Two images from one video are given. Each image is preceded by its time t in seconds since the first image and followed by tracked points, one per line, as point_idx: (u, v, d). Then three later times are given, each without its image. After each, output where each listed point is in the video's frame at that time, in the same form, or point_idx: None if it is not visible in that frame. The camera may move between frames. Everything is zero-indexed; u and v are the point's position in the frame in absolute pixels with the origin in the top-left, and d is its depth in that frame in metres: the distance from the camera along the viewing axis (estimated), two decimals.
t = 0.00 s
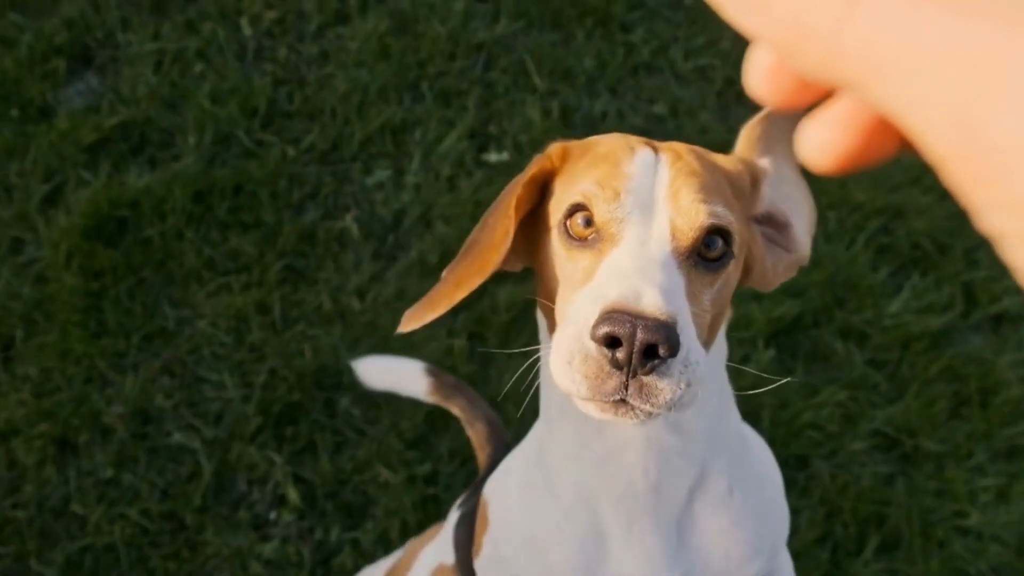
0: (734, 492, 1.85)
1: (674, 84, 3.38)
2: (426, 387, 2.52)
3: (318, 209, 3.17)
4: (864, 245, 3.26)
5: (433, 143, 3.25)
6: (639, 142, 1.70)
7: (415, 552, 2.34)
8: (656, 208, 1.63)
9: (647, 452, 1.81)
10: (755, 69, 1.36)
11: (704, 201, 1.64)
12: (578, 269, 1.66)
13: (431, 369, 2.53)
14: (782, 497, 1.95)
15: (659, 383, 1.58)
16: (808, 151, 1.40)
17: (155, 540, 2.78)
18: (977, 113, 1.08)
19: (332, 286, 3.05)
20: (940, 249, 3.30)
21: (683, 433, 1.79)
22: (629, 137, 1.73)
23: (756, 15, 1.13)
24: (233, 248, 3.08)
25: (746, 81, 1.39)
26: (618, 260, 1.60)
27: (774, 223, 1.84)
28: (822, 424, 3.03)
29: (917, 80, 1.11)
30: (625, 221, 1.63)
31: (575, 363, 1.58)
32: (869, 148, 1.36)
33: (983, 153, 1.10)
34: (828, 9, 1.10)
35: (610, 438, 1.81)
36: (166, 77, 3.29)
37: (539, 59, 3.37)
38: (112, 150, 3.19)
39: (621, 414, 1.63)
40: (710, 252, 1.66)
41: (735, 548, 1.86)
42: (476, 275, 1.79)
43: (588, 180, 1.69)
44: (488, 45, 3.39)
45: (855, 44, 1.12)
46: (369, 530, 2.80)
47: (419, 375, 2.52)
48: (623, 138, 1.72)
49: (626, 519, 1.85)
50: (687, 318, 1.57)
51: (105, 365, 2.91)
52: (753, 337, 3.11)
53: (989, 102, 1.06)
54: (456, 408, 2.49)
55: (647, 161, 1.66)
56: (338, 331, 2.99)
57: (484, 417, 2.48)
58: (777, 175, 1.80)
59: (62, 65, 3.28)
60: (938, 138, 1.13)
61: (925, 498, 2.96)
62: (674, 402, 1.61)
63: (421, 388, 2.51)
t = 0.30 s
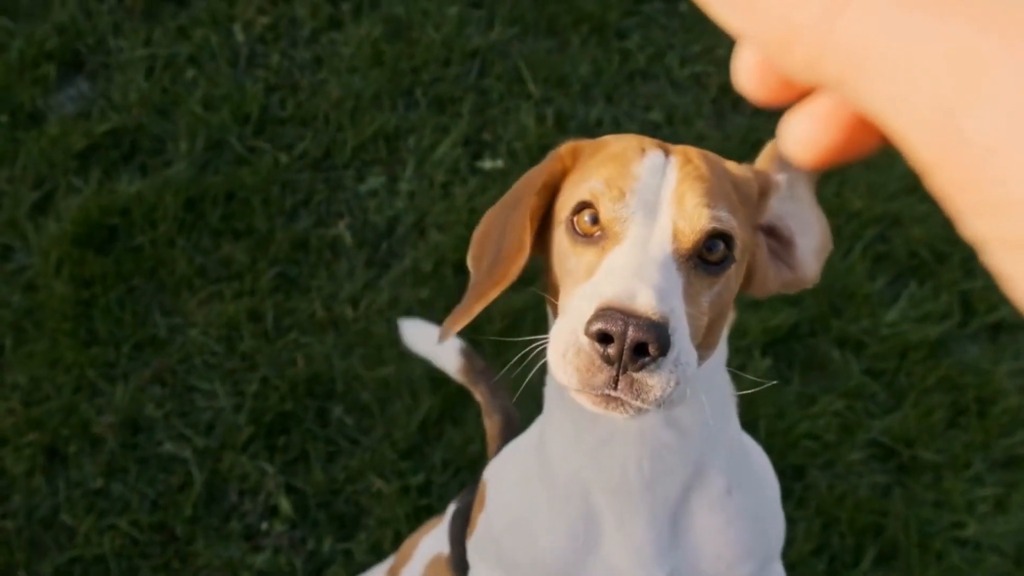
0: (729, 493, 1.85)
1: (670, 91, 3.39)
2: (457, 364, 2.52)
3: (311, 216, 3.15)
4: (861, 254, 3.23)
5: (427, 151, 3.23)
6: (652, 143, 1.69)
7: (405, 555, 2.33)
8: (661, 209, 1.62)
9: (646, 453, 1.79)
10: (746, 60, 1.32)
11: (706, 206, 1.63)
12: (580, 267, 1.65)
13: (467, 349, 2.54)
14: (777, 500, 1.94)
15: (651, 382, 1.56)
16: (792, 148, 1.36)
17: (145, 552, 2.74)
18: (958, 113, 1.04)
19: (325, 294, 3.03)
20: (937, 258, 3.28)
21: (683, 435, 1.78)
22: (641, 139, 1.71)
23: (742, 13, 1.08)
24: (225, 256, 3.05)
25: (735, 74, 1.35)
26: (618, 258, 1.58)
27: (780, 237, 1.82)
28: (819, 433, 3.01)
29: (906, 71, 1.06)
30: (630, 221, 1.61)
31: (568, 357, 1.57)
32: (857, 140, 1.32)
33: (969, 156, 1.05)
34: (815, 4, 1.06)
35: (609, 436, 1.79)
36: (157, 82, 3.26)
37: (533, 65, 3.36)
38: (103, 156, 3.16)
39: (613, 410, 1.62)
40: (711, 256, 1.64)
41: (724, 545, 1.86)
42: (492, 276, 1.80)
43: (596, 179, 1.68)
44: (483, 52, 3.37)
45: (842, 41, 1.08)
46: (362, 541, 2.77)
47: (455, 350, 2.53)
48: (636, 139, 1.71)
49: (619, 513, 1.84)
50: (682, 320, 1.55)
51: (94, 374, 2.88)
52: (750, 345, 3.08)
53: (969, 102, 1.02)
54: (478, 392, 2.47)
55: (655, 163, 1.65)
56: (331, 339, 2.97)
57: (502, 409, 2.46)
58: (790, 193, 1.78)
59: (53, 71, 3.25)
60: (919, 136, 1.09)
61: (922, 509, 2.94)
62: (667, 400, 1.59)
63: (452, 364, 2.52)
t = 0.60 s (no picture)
0: (730, 482, 1.88)
1: (670, 94, 3.37)
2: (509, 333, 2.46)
3: (309, 220, 3.13)
4: (862, 259, 3.21)
5: (426, 154, 3.22)
6: (667, 127, 1.73)
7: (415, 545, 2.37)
8: (673, 194, 1.66)
9: (650, 434, 1.83)
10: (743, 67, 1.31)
11: (719, 193, 1.67)
12: (592, 248, 1.70)
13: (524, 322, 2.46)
14: (778, 500, 1.97)
15: (655, 370, 1.60)
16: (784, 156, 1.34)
17: (142, 559, 2.72)
18: (959, 107, 1.03)
19: (323, 299, 3.01)
20: (939, 262, 3.26)
21: (688, 420, 1.81)
22: (656, 121, 1.76)
23: (740, 11, 1.07)
24: (222, 261, 3.02)
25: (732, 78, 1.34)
26: (629, 243, 1.63)
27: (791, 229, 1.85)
28: (821, 439, 2.98)
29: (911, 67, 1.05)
30: (641, 205, 1.66)
31: (575, 343, 1.62)
32: (851, 138, 1.29)
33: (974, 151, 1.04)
34: (813, 5, 1.06)
35: (615, 416, 1.82)
36: (154, 85, 3.23)
37: (532, 69, 3.35)
38: (99, 160, 3.13)
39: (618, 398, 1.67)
40: (722, 242, 1.69)
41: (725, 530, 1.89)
42: (534, 274, 1.90)
43: (611, 163, 1.73)
44: (482, 55, 3.36)
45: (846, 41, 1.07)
46: (361, 548, 2.75)
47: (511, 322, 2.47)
48: (651, 122, 1.75)
49: (619, 493, 1.87)
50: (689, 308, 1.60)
51: (91, 380, 2.85)
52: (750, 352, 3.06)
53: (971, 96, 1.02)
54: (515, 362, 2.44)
55: (668, 148, 1.69)
56: (329, 345, 2.95)
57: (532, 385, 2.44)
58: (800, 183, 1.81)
59: (49, 73, 3.22)
60: (921, 132, 1.08)
61: (925, 515, 2.93)
62: (671, 388, 1.63)
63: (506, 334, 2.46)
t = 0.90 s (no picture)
0: (738, 457, 1.87)
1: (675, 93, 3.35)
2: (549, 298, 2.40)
3: (312, 221, 3.10)
4: (870, 259, 3.19)
5: (429, 154, 3.19)
6: (688, 91, 1.70)
7: (423, 515, 2.34)
8: (691, 163, 1.64)
9: (661, 402, 1.82)
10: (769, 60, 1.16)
11: (740, 162, 1.65)
12: (609, 217, 1.68)
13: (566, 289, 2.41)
14: (788, 481, 1.95)
15: (667, 343, 1.60)
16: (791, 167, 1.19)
17: (143, 562, 2.69)
18: (968, 105, 0.89)
19: (325, 300, 2.99)
20: (948, 262, 3.23)
21: (701, 389, 1.80)
22: (676, 85, 1.73)
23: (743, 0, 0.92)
24: (223, 261, 3.00)
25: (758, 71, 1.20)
26: (646, 212, 1.61)
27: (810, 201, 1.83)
28: (829, 441, 2.96)
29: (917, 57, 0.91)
30: (659, 174, 1.64)
31: (587, 314, 1.61)
32: (860, 152, 1.14)
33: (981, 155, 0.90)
34: None
35: (626, 383, 1.81)
36: (155, 85, 3.20)
37: (536, 68, 3.32)
38: (100, 160, 3.10)
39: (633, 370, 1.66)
40: (741, 212, 1.68)
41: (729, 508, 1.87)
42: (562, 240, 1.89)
43: (629, 129, 1.71)
44: (486, 54, 3.34)
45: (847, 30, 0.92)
46: (363, 551, 2.73)
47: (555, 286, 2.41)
48: (671, 85, 1.72)
49: (626, 460, 1.86)
50: (705, 280, 1.59)
51: (91, 381, 2.83)
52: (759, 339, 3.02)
53: (975, 87, 0.88)
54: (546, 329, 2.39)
55: (688, 115, 1.67)
56: (332, 347, 2.93)
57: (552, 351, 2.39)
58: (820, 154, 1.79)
59: (49, 73, 3.19)
60: (929, 136, 0.94)
61: (934, 518, 2.90)
62: (687, 362, 1.62)
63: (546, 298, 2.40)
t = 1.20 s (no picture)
0: (740, 422, 1.88)
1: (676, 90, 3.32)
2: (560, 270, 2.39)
3: (310, 218, 3.08)
4: (872, 259, 3.16)
5: (428, 151, 3.17)
6: (707, 48, 1.73)
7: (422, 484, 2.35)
8: (707, 120, 1.67)
9: (668, 361, 1.83)
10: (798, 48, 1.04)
11: (757, 120, 1.67)
12: (621, 171, 1.71)
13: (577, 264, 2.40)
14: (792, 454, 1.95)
15: (675, 300, 1.62)
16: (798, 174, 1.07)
17: (138, 562, 2.67)
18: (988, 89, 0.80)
19: (323, 298, 2.96)
20: (951, 262, 3.20)
21: (707, 350, 1.82)
22: (695, 42, 1.75)
23: None
24: (220, 259, 2.97)
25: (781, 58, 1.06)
26: (659, 167, 1.63)
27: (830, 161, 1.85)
28: (830, 442, 2.94)
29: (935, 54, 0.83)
30: (673, 130, 1.67)
31: (596, 267, 1.63)
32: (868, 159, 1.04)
33: (1008, 156, 0.82)
34: None
35: (634, 341, 1.84)
36: (152, 80, 3.18)
37: (536, 64, 3.31)
38: (96, 156, 3.07)
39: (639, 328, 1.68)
40: (758, 170, 1.70)
41: (728, 474, 1.88)
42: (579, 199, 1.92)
43: (645, 84, 1.73)
44: (486, 50, 3.32)
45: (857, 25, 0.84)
46: (360, 552, 2.71)
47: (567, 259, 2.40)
48: (690, 41, 1.75)
49: (629, 417, 1.88)
50: (717, 236, 1.62)
51: (87, 379, 2.80)
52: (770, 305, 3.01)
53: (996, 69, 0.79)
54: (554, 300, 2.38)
55: (706, 72, 1.69)
56: (330, 345, 2.91)
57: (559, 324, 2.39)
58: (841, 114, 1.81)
59: (45, 68, 3.16)
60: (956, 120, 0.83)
61: (935, 520, 2.88)
62: (696, 321, 1.64)
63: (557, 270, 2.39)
